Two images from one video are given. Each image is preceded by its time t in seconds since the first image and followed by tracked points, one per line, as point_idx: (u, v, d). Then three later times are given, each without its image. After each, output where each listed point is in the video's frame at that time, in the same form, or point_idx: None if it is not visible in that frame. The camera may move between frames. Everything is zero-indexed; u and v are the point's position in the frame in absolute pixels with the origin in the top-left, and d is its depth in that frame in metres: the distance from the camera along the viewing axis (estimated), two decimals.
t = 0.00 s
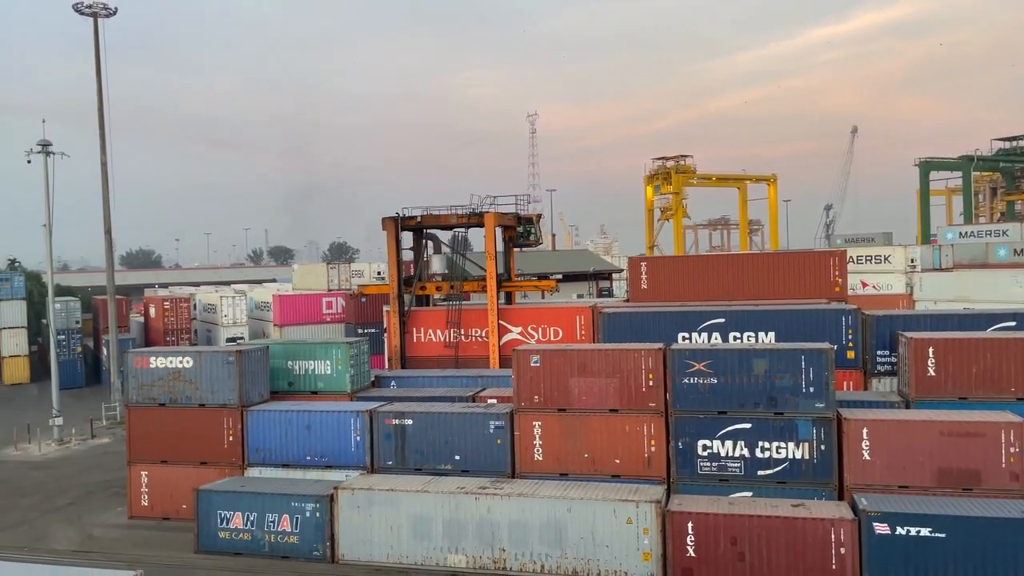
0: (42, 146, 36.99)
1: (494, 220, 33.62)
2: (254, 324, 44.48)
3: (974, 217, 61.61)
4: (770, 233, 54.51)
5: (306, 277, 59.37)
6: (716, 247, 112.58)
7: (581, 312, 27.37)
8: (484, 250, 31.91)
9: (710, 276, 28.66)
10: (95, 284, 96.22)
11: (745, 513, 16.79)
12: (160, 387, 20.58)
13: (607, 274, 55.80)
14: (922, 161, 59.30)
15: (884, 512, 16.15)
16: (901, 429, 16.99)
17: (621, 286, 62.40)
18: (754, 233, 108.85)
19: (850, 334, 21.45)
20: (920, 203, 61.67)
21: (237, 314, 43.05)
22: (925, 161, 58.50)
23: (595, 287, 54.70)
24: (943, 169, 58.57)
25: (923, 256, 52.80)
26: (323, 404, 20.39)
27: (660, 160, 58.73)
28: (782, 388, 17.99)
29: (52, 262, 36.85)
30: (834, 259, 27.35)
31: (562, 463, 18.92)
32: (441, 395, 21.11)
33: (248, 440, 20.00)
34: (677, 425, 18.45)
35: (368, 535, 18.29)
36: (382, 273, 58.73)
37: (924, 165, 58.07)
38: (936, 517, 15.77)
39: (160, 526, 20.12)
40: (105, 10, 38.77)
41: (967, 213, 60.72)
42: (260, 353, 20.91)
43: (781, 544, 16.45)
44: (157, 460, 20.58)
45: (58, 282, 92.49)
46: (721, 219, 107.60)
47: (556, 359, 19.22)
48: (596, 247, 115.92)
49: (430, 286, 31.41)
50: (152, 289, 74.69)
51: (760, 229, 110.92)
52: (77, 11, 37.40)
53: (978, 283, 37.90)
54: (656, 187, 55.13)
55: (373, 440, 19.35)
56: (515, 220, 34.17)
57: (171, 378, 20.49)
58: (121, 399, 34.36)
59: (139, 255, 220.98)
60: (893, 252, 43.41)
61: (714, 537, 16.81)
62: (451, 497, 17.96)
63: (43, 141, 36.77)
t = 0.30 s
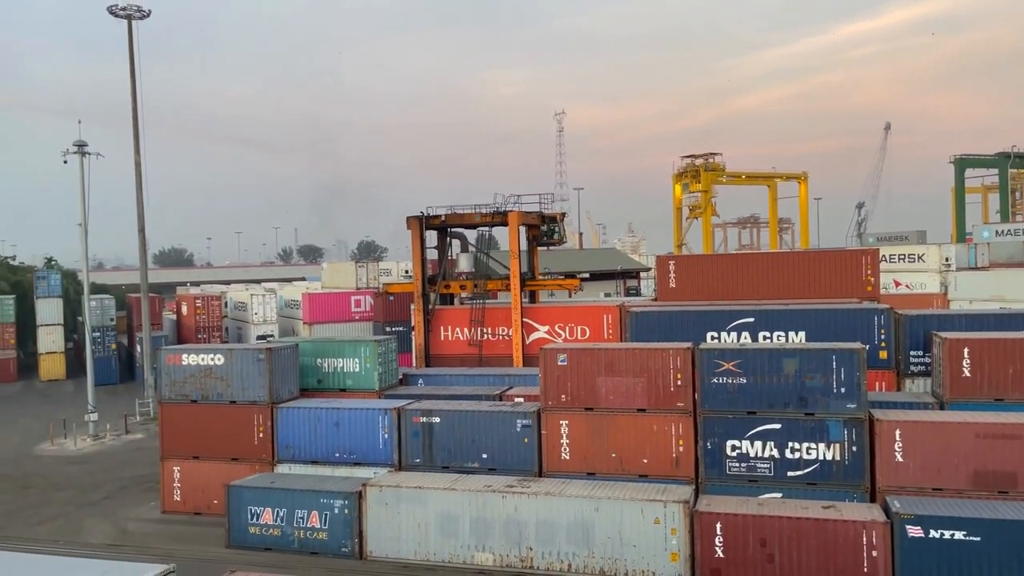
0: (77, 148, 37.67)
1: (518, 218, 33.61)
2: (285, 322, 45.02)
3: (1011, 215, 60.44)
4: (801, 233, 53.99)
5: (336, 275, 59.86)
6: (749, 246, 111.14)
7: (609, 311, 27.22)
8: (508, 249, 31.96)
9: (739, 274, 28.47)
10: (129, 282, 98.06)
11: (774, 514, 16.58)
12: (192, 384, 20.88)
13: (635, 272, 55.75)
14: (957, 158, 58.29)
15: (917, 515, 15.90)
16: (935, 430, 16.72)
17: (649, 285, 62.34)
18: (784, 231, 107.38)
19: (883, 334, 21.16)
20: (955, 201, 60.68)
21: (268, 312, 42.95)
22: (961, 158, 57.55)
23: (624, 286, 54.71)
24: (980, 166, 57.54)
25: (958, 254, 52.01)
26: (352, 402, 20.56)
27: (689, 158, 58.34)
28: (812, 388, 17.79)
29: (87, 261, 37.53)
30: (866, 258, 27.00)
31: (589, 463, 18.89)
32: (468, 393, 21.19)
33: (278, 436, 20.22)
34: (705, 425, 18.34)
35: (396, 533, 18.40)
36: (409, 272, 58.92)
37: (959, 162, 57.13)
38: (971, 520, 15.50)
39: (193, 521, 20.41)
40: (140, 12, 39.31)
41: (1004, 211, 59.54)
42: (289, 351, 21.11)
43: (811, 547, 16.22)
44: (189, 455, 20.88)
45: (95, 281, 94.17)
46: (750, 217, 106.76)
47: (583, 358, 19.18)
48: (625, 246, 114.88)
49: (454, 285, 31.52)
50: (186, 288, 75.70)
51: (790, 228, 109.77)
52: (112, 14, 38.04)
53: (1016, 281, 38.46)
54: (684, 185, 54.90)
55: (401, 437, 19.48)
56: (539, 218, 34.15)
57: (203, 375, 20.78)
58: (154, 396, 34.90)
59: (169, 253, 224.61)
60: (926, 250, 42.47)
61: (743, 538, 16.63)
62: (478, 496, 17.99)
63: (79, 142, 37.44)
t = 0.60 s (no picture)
0: (115, 148, 38.33)
1: (544, 217, 33.58)
2: (317, 320, 45.53)
3: None
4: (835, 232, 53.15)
5: (367, 274, 60.34)
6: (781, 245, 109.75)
7: (639, 310, 27.07)
8: (535, 248, 31.96)
9: (771, 273, 28.25)
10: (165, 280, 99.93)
11: (807, 516, 16.36)
12: (226, 381, 21.17)
13: (666, 271, 55.45)
14: (998, 155, 57.00)
15: (955, 518, 15.61)
16: (974, 432, 16.40)
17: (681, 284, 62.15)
18: (818, 230, 105.85)
19: (920, 334, 20.85)
20: (995, 199, 59.35)
21: (299, 310, 43.36)
22: (1002, 154, 56.24)
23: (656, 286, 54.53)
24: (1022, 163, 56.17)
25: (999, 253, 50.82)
26: (382, 400, 20.73)
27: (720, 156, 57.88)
28: (846, 389, 17.56)
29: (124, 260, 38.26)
30: (902, 257, 26.59)
31: (619, 462, 18.83)
32: (498, 391, 21.26)
33: (310, 433, 20.43)
34: (737, 426, 18.20)
35: (425, 530, 18.50)
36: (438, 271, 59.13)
37: (999, 159, 55.87)
38: (1011, 524, 15.17)
39: (226, 516, 20.71)
40: (175, 14, 39.84)
41: None
42: (321, 349, 21.32)
43: (846, 549, 15.98)
44: (223, 451, 21.18)
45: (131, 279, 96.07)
46: (782, 216, 105.48)
47: (613, 357, 19.11)
48: (655, 245, 114.09)
49: (480, 284, 31.59)
50: (221, 286, 76.79)
51: (823, 227, 108.17)
52: (149, 16, 38.63)
53: None
54: (716, 184, 54.49)
55: (431, 435, 19.61)
56: (566, 217, 34.10)
57: (237, 372, 21.05)
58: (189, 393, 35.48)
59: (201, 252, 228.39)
60: (965, 250, 42.63)
61: (776, 540, 16.44)
62: (508, 494, 18.02)
63: (117, 143, 38.10)
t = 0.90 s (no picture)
0: (152, 149, 38.96)
1: (571, 217, 33.53)
2: (349, 319, 45.98)
3: None
4: (871, 231, 52.43)
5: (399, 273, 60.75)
6: (813, 245, 108.28)
7: (670, 309, 26.83)
8: (561, 247, 31.97)
9: (805, 273, 28.05)
10: (199, 279, 101.51)
11: (842, 519, 16.13)
12: (259, 379, 21.43)
13: (698, 270, 55.15)
14: None
15: (993, 523, 15.31)
16: (1014, 435, 16.04)
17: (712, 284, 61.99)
18: (852, 229, 104.21)
19: (958, 335, 20.54)
20: None
21: (332, 308, 43.75)
22: None
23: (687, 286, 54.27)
24: None
25: None
26: (413, 398, 20.87)
27: (752, 154, 57.27)
28: (882, 390, 17.30)
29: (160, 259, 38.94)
30: (941, 257, 26.18)
31: (650, 463, 18.75)
32: (527, 391, 21.31)
33: (341, 431, 20.63)
34: (770, 426, 18.03)
35: (456, 528, 18.58)
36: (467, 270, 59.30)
37: None
38: None
39: (260, 512, 20.97)
40: (211, 16, 40.40)
41: None
42: (352, 347, 21.50)
43: (881, 553, 15.71)
44: (256, 448, 21.45)
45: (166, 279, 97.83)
46: (815, 214, 104.07)
47: (644, 357, 19.03)
48: (685, 243, 113.48)
49: (507, 284, 31.66)
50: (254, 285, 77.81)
51: (857, 226, 106.50)
52: (185, 20, 39.23)
53: None
54: (748, 182, 54.01)
55: (461, 434, 19.72)
56: (592, 216, 34.04)
57: (270, 369, 21.30)
58: (223, 390, 36.01)
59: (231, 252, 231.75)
60: (1006, 248, 41.28)
61: (809, 543, 16.23)
62: (538, 493, 18.02)
63: (154, 144, 38.74)
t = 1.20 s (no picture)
0: (184, 150, 39.57)
1: (596, 217, 33.43)
2: (378, 318, 46.33)
3: None
4: (905, 230, 51.63)
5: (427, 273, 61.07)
6: (845, 245, 106.70)
7: (700, 310, 26.68)
8: (587, 247, 31.90)
9: (837, 273, 27.76)
10: (230, 279, 102.91)
11: (875, 522, 15.87)
12: (290, 377, 21.66)
13: (727, 270, 54.71)
14: None
15: None
16: None
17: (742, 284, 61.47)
18: (884, 229, 102.66)
19: (996, 336, 20.18)
20: None
21: (361, 308, 44.11)
22: None
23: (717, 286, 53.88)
24: None
25: None
26: (441, 398, 20.96)
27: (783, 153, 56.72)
28: (917, 392, 17.05)
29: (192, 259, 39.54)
30: (978, 256, 25.73)
31: (679, 464, 18.66)
32: (555, 391, 21.33)
33: (370, 430, 20.79)
34: (801, 428, 17.85)
35: (484, 528, 18.62)
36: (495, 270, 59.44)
37: None
38: None
39: (290, 510, 21.19)
40: (242, 19, 40.89)
41: None
42: (381, 346, 21.66)
43: (916, 557, 15.43)
44: (286, 446, 21.69)
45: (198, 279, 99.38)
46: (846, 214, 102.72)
47: (674, 358, 18.92)
48: (715, 243, 112.71)
49: (531, 283, 31.68)
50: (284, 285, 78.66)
51: (890, 226, 104.75)
52: (219, 23, 39.77)
53: None
54: (779, 181, 53.50)
55: (489, 433, 19.78)
56: (617, 216, 33.94)
57: (301, 368, 21.52)
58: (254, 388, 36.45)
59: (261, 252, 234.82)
60: None
61: (842, 547, 16.01)
62: (567, 494, 18.01)
63: (187, 145, 39.33)
